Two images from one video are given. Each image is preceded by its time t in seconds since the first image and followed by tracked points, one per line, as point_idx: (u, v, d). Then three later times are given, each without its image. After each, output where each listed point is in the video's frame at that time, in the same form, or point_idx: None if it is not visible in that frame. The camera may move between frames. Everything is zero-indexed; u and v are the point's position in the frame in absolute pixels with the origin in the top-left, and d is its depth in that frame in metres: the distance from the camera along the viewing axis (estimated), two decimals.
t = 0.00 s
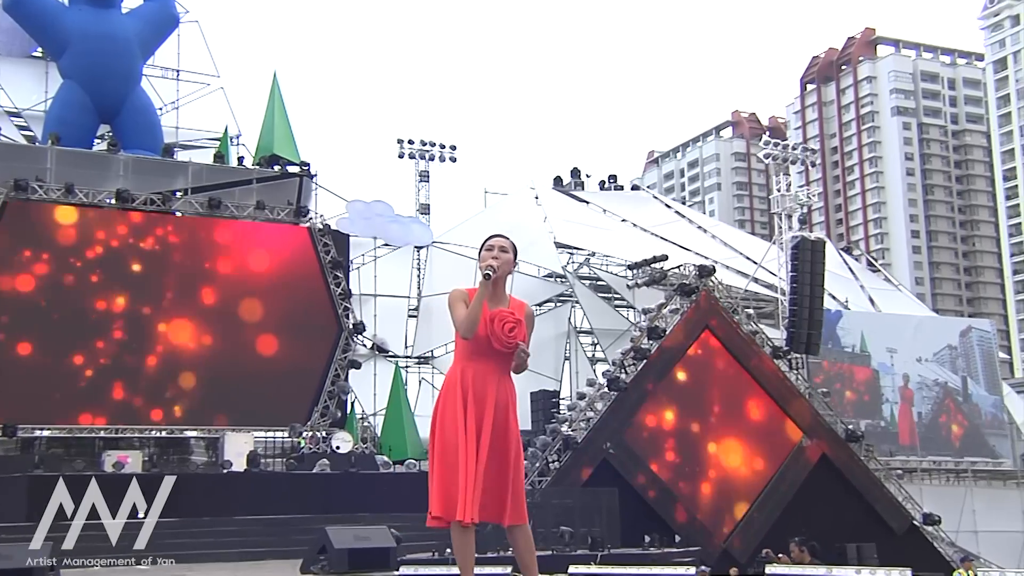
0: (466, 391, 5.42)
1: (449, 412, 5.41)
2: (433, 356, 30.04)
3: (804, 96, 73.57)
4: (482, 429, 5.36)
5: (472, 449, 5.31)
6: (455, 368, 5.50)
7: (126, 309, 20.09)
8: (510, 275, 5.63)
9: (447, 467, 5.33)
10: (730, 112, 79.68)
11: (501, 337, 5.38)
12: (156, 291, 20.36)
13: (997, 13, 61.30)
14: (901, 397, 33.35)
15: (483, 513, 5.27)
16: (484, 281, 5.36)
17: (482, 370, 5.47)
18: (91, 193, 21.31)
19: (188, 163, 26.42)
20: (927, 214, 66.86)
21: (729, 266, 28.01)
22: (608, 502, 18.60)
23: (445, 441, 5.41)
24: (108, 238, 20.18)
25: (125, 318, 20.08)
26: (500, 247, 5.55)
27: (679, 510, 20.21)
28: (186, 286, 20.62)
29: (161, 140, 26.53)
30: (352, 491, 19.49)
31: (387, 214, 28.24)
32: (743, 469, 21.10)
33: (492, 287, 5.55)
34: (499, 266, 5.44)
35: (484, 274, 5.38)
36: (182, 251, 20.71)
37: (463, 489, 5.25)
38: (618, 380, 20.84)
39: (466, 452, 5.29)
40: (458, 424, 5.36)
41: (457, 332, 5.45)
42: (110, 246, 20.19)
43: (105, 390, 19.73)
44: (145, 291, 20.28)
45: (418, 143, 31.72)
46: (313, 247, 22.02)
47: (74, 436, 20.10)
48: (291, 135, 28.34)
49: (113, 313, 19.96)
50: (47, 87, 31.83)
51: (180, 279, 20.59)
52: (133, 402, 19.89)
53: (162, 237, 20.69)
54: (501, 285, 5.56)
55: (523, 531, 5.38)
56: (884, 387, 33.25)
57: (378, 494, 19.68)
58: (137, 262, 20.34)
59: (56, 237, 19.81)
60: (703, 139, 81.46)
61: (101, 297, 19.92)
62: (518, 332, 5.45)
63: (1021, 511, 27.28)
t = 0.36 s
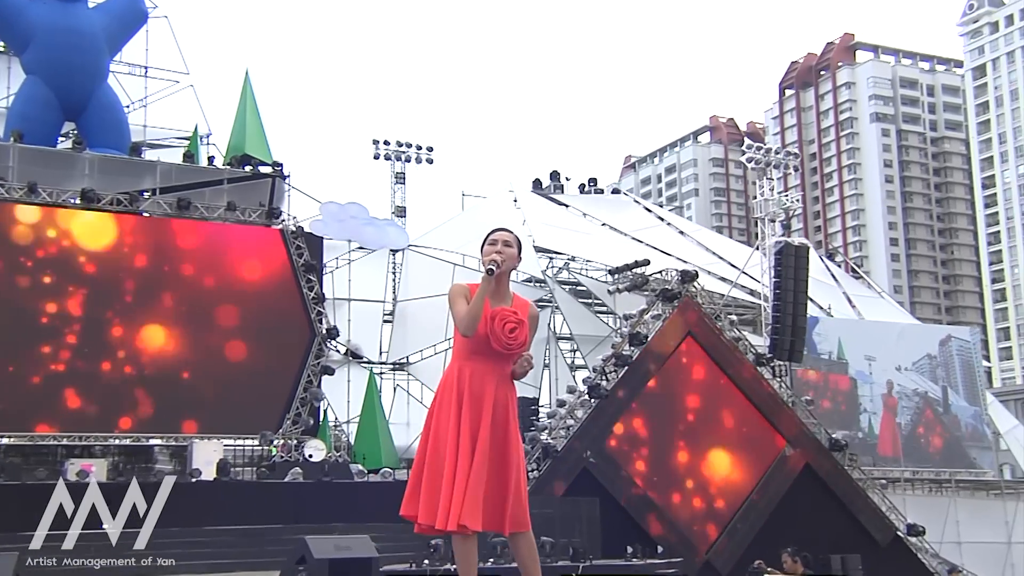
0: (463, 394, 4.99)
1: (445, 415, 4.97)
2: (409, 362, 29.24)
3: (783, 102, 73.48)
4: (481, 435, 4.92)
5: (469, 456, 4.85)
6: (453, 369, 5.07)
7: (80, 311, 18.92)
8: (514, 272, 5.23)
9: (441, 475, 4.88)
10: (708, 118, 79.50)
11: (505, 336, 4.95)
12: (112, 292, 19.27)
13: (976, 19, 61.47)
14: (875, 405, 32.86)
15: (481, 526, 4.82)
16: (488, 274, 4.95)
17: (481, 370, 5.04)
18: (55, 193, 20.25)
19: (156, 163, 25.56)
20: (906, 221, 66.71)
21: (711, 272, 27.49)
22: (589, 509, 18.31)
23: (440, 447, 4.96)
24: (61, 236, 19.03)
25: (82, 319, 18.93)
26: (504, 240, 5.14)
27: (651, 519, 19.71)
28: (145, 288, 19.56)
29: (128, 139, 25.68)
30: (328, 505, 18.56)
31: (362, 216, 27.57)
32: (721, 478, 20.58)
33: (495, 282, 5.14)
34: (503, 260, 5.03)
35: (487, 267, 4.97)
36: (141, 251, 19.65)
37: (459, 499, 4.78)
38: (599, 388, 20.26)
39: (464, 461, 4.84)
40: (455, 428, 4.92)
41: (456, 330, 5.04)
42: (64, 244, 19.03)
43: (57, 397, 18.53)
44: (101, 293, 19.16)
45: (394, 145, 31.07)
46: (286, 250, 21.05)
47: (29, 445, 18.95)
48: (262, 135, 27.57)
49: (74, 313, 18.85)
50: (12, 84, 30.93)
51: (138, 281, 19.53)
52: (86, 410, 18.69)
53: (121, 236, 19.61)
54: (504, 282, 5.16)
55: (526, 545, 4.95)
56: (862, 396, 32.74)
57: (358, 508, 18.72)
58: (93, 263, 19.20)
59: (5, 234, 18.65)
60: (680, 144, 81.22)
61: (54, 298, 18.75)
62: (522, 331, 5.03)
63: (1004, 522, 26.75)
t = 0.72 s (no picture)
0: (465, 395, 4.70)
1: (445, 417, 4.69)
2: (382, 370, 28.20)
3: (761, 107, 73.33)
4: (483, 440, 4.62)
5: (470, 462, 4.56)
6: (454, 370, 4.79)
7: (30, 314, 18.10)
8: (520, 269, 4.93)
9: (439, 480, 4.60)
10: (686, 123, 79.25)
11: (508, 336, 4.66)
12: (66, 295, 18.41)
13: (954, 26, 61.46)
14: (851, 414, 32.37)
15: (485, 536, 4.51)
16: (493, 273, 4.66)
17: (484, 371, 4.75)
18: (17, 194, 19.42)
19: (123, 163, 24.71)
20: (884, 228, 66.69)
21: (693, 278, 27.02)
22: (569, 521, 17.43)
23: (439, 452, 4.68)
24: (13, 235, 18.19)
25: (34, 323, 18.12)
26: (508, 237, 4.85)
27: (632, 527, 19.18)
28: (101, 290, 18.70)
29: (93, 137, 24.84)
30: (294, 512, 17.80)
31: (335, 218, 26.94)
32: (700, 486, 20.07)
33: (500, 280, 4.85)
34: (508, 258, 4.72)
35: (492, 266, 4.65)
36: (98, 251, 18.78)
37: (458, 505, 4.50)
38: (579, 396, 19.68)
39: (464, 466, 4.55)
40: (455, 431, 4.65)
41: (458, 330, 4.75)
42: (16, 245, 18.18)
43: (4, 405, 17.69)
44: (53, 295, 18.31)
45: (368, 146, 30.39)
46: (254, 251, 20.20)
47: None
48: (232, 135, 26.79)
49: (28, 313, 18.09)
50: None
51: (94, 282, 18.67)
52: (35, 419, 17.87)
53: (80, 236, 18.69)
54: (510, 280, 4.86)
55: (532, 556, 4.68)
56: (841, 406, 32.25)
57: (327, 515, 17.99)
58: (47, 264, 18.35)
59: None
60: (657, 149, 80.97)
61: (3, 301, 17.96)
62: (527, 330, 4.74)
63: (986, 533, 26.33)
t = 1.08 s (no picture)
0: (471, 399, 4.39)
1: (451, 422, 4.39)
2: (353, 377, 27.57)
3: (736, 113, 73.14)
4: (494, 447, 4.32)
5: (480, 471, 4.27)
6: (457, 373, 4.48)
7: None
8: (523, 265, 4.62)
9: (448, 491, 4.30)
10: (660, 128, 79.06)
11: (517, 337, 4.35)
12: (16, 295, 17.59)
13: (930, 33, 61.22)
14: (827, 425, 31.47)
15: (497, 548, 4.22)
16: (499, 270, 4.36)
17: (492, 373, 4.44)
18: None
19: (86, 162, 23.82)
20: (858, 237, 66.72)
21: (673, 285, 26.55)
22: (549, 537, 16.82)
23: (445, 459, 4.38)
24: None
25: None
26: (512, 232, 4.54)
27: (609, 538, 18.41)
28: (55, 293, 17.86)
29: (54, 135, 23.97)
30: (261, 519, 17.05)
31: (305, 221, 26.21)
32: (679, 496, 19.28)
33: (504, 277, 4.55)
34: (513, 256, 4.43)
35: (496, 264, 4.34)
36: (54, 253, 17.97)
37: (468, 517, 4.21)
38: (557, 404, 19.00)
39: (474, 476, 4.25)
40: (461, 438, 4.35)
41: (461, 332, 4.44)
42: None
43: None
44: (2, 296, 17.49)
45: (339, 146, 29.70)
46: (222, 254, 19.50)
47: None
48: (200, 135, 25.98)
49: None
50: None
51: (48, 284, 17.84)
52: None
53: (39, 236, 17.93)
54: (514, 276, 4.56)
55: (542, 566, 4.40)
56: (813, 417, 31.33)
57: (297, 526, 17.29)
58: None
59: None
60: (631, 154, 80.64)
61: None
62: (536, 328, 4.43)
63: (967, 545, 26.11)
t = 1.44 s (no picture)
0: (481, 396, 4.38)
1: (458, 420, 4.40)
2: (321, 384, 26.66)
3: (710, 118, 72.88)
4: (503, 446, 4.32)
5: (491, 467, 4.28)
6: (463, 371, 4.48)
7: None
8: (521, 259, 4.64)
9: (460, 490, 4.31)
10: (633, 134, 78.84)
11: (522, 331, 4.38)
12: None
13: (906, 40, 61.08)
14: (802, 436, 30.78)
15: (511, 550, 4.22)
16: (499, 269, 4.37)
17: (498, 368, 4.42)
18: None
19: (46, 160, 22.94)
20: (832, 244, 66.65)
21: (650, 291, 26.02)
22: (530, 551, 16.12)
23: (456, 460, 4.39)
24: None
25: None
26: (508, 225, 4.56)
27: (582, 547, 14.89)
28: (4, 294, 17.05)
29: (12, 132, 23.11)
30: (229, 532, 16.23)
31: (273, 223, 25.52)
32: (650, 508, 15.47)
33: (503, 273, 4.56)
34: (511, 249, 4.47)
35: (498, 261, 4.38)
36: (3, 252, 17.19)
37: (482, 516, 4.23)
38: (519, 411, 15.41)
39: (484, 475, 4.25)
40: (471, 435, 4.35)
41: (464, 331, 4.42)
42: None
43: None
44: None
45: (309, 147, 28.97)
46: (186, 255, 18.84)
47: None
48: (164, 134, 25.16)
49: None
50: None
51: None
52: None
53: None
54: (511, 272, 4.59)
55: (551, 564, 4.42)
56: (786, 427, 30.64)
57: (263, 539, 16.56)
58: None
59: None
60: (603, 159, 80.30)
61: None
62: (537, 320, 4.44)
63: (947, 558, 25.88)
